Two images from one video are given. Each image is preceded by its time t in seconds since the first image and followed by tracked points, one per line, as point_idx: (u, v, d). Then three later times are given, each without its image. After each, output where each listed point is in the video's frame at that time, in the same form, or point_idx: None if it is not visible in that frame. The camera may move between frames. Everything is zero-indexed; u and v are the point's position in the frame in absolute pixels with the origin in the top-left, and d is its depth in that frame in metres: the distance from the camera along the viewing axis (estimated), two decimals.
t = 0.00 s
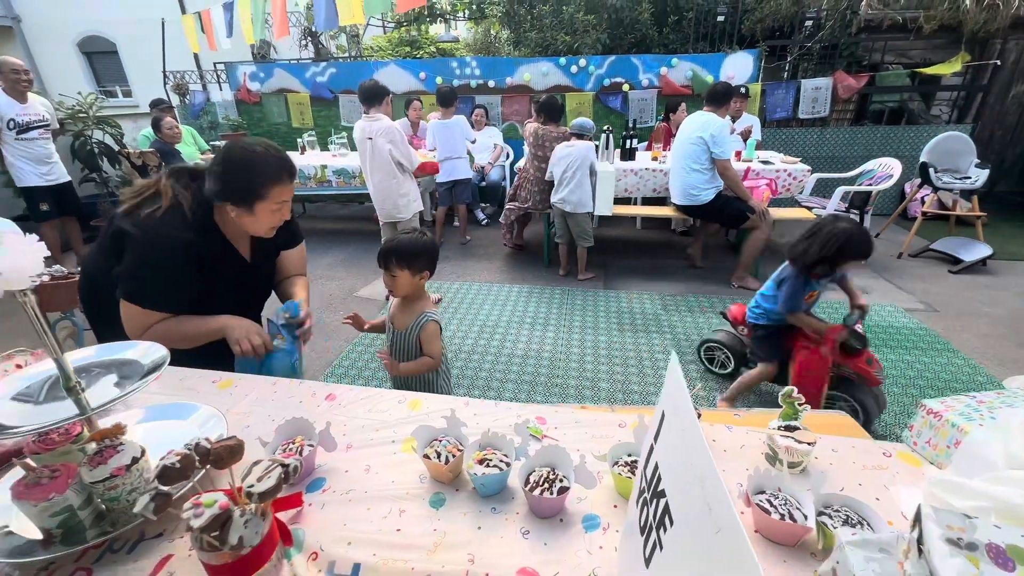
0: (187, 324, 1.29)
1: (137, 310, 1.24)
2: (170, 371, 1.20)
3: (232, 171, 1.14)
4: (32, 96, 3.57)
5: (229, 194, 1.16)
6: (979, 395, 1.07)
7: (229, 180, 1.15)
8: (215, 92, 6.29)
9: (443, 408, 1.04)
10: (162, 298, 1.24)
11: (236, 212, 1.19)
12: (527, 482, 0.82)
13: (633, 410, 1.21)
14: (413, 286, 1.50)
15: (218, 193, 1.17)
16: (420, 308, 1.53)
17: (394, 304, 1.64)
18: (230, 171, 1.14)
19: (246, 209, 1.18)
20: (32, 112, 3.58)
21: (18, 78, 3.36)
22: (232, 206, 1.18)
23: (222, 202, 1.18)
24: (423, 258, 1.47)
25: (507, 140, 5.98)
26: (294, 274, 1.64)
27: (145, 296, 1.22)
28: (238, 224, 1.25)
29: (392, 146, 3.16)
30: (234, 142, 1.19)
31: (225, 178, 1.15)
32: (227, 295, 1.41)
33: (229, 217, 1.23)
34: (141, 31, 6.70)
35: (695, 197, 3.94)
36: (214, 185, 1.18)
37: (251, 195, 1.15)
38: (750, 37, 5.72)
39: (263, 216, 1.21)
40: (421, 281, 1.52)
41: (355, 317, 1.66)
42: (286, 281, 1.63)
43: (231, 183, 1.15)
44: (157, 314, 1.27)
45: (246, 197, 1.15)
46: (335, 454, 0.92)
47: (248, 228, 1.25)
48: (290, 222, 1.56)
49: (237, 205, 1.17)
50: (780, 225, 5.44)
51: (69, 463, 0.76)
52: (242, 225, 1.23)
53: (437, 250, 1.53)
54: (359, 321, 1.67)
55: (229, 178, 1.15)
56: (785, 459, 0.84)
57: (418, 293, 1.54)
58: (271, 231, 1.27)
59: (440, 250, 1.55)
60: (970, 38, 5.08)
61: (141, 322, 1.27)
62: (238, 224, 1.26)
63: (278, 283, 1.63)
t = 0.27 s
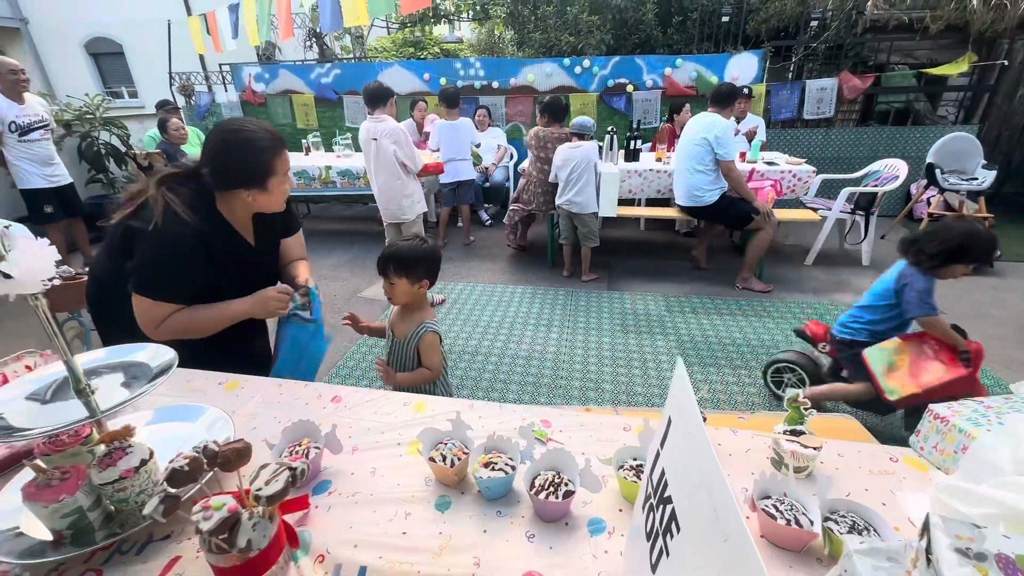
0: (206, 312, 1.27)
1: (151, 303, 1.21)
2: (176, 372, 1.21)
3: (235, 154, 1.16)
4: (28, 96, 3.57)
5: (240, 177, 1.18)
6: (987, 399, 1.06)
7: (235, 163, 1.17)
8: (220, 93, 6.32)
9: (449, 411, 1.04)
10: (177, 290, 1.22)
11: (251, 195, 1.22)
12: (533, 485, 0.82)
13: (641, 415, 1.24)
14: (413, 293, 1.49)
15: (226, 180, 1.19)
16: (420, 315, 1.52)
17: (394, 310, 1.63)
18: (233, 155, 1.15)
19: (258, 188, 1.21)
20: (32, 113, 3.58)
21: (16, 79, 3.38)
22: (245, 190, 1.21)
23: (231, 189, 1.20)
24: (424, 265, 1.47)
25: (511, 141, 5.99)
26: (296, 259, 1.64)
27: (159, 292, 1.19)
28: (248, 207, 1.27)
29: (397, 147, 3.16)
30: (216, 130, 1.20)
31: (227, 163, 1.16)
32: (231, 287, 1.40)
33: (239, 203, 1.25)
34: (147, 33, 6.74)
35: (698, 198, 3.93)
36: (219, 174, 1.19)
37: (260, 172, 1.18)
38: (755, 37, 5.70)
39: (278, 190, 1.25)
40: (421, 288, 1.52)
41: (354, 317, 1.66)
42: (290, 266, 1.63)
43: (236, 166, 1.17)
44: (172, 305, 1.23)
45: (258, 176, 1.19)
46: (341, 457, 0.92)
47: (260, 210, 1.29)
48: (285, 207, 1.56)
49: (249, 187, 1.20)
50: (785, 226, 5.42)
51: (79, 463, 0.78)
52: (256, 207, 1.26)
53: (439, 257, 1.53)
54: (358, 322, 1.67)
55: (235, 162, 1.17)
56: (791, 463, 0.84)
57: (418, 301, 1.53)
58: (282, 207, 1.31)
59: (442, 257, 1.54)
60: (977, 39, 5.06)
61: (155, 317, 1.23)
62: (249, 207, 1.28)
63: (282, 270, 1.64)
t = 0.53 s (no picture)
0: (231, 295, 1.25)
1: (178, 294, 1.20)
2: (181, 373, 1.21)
3: (206, 121, 1.15)
4: (31, 96, 3.57)
5: (216, 145, 1.17)
6: (1003, 406, 1.04)
7: (209, 131, 1.16)
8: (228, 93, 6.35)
9: (453, 413, 1.03)
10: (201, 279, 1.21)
11: (232, 163, 1.21)
12: (538, 491, 0.81)
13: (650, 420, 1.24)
14: (416, 299, 1.48)
15: (203, 153, 1.18)
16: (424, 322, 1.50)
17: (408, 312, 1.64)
18: (203, 122, 1.15)
19: (237, 155, 1.20)
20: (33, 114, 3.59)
21: (21, 79, 3.39)
22: (224, 159, 1.20)
23: (211, 159, 1.19)
24: (423, 272, 1.45)
25: (516, 140, 5.97)
26: (298, 229, 1.65)
27: (176, 283, 1.19)
28: (233, 179, 1.26)
29: (402, 146, 3.16)
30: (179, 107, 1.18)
31: (202, 132, 1.16)
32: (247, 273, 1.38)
33: (223, 177, 1.25)
34: (155, 33, 6.78)
35: (705, 198, 3.91)
36: (197, 148, 1.18)
37: (233, 134, 1.17)
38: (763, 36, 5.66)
39: (257, 155, 1.24)
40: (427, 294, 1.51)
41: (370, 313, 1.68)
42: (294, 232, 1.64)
43: (210, 135, 1.16)
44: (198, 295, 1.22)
45: (234, 139, 1.18)
46: (345, 460, 0.92)
47: (245, 181, 1.28)
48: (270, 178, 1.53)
49: (227, 154, 1.19)
50: (792, 226, 5.39)
51: (83, 465, 0.77)
52: (241, 178, 1.25)
53: (444, 263, 1.51)
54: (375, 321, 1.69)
55: (208, 129, 1.16)
56: (801, 470, 0.82)
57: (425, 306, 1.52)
58: (265, 175, 1.30)
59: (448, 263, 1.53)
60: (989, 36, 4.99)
61: (183, 308, 1.22)
62: (236, 181, 1.28)
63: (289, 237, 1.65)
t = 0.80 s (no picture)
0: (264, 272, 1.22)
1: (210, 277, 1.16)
2: (186, 372, 1.21)
3: (180, 97, 1.11)
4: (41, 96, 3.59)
5: (195, 118, 1.13)
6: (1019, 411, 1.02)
7: (185, 106, 1.12)
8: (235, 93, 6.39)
9: (458, 415, 1.02)
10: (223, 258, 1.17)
11: (214, 138, 1.17)
12: (543, 495, 0.79)
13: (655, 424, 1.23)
14: (417, 296, 1.48)
15: (182, 130, 1.14)
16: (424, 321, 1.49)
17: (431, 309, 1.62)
18: (178, 93, 1.11)
19: (218, 128, 1.16)
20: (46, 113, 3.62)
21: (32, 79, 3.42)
22: (206, 133, 1.16)
23: (193, 136, 1.15)
24: (423, 272, 1.44)
25: (522, 139, 5.96)
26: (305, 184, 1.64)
27: (197, 268, 1.14)
28: (219, 158, 1.22)
29: (407, 146, 3.15)
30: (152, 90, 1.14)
31: (179, 107, 1.12)
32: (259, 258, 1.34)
33: (208, 156, 1.20)
34: (164, 34, 6.83)
35: (712, 197, 3.87)
36: (177, 127, 1.14)
37: (210, 105, 1.13)
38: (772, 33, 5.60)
39: (239, 126, 1.20)
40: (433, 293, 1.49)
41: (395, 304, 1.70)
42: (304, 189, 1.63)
43: (188, 109, 1.12)
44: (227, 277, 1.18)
45: (212, 111, 1.14)
46: (349, 461, 0.91)
47: (231, 158, 1.23)
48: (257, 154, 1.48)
49: (207, 129, 1.15)
50: (801, 225, 5.34)
51: (87, 465, 0.77)
52: (227, 154, 1.21)
53: (449, 266, 1.49)
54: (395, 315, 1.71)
55: (184, 105, 1.12)
56: (812, 475, 0.81)
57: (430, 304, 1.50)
58: (250, 150, 1.26)
59: (454, 267, 1.50)
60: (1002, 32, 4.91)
61: (215, 295, 1.18)
62: (224, 159, 1.23)
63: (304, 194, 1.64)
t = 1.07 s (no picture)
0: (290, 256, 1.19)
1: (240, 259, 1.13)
2: (194, 370, 1.20)
3: (211, 80, 1.12)
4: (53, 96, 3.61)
5: (225, 100, 1.14)
6: None
7: (216, 89, 1.12)
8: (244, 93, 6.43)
9: (463, 415, 1.02)
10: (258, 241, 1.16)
11: (244, 120, 1.18)
12: (550, 498, 0.78)
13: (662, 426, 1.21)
14: (433, 283, 1.49)
15: (215, 115, 1.15)
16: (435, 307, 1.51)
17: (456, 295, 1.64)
18: (208, 80, 1.11)
19: (247, 109, 1.17)
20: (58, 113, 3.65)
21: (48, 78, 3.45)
22: (236, 116, 1.17)
23: (225, 120, 1.16)
24: (443, 262, 1.45)
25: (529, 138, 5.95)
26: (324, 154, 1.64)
27: (230, 246, 1.12)
28: (248, 141, 1.23)
29: (413, 146, 3.16)
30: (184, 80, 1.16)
31: (212, 93, 1.13)
32: (290, 244, 1.34)
33: (239, 139, 1.21)
34: (173, 34, 6.88)
35: (721, 196, 3.84)
36: (209, 111, 1.15)
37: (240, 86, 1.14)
38: (782, 31, 5.58)
39: (264, 107, 1.21)
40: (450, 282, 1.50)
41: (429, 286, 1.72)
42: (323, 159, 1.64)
43: (220, 94, 1.13)
44: (259, 258, 1.16)
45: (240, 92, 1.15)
46: (354, 461, 0.90)
47: (260, 140, 1.24)
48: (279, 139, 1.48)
49: (238, 109, 1.16)
50: (811, 224, 5.28)
51: (93, 464, 0.77)
52: (256, 136, 1.22)
53: (468, 261, 1.50)
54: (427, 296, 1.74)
55: (215, 88, 1.12)
56: (826, 481, 0.79)
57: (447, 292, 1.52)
58: (276, 132, 1.27)
59: (473, 261, 1.51)
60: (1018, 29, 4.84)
61: (244, 277, 1.15)
62: (253, 142, 1.24)
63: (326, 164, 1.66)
